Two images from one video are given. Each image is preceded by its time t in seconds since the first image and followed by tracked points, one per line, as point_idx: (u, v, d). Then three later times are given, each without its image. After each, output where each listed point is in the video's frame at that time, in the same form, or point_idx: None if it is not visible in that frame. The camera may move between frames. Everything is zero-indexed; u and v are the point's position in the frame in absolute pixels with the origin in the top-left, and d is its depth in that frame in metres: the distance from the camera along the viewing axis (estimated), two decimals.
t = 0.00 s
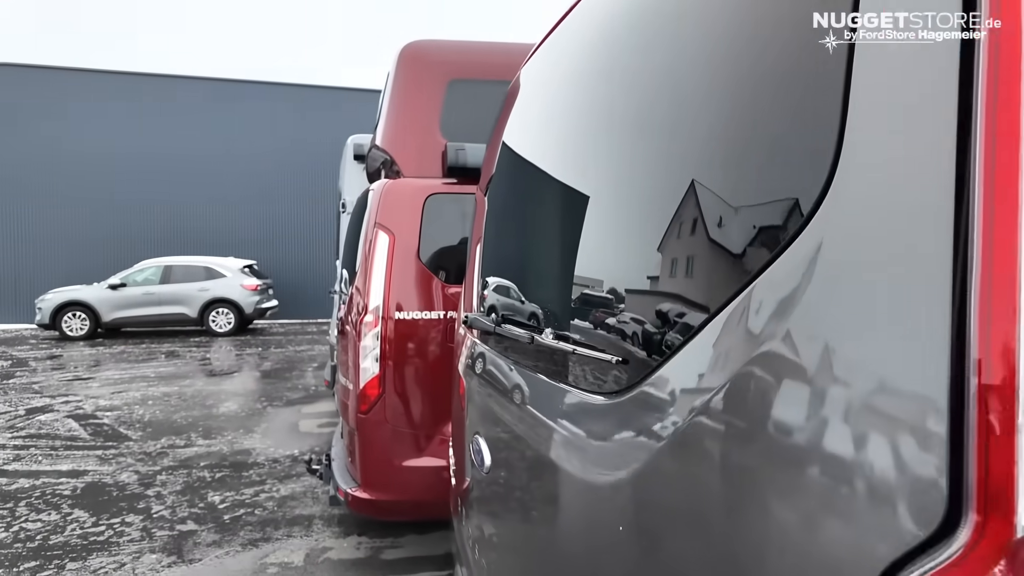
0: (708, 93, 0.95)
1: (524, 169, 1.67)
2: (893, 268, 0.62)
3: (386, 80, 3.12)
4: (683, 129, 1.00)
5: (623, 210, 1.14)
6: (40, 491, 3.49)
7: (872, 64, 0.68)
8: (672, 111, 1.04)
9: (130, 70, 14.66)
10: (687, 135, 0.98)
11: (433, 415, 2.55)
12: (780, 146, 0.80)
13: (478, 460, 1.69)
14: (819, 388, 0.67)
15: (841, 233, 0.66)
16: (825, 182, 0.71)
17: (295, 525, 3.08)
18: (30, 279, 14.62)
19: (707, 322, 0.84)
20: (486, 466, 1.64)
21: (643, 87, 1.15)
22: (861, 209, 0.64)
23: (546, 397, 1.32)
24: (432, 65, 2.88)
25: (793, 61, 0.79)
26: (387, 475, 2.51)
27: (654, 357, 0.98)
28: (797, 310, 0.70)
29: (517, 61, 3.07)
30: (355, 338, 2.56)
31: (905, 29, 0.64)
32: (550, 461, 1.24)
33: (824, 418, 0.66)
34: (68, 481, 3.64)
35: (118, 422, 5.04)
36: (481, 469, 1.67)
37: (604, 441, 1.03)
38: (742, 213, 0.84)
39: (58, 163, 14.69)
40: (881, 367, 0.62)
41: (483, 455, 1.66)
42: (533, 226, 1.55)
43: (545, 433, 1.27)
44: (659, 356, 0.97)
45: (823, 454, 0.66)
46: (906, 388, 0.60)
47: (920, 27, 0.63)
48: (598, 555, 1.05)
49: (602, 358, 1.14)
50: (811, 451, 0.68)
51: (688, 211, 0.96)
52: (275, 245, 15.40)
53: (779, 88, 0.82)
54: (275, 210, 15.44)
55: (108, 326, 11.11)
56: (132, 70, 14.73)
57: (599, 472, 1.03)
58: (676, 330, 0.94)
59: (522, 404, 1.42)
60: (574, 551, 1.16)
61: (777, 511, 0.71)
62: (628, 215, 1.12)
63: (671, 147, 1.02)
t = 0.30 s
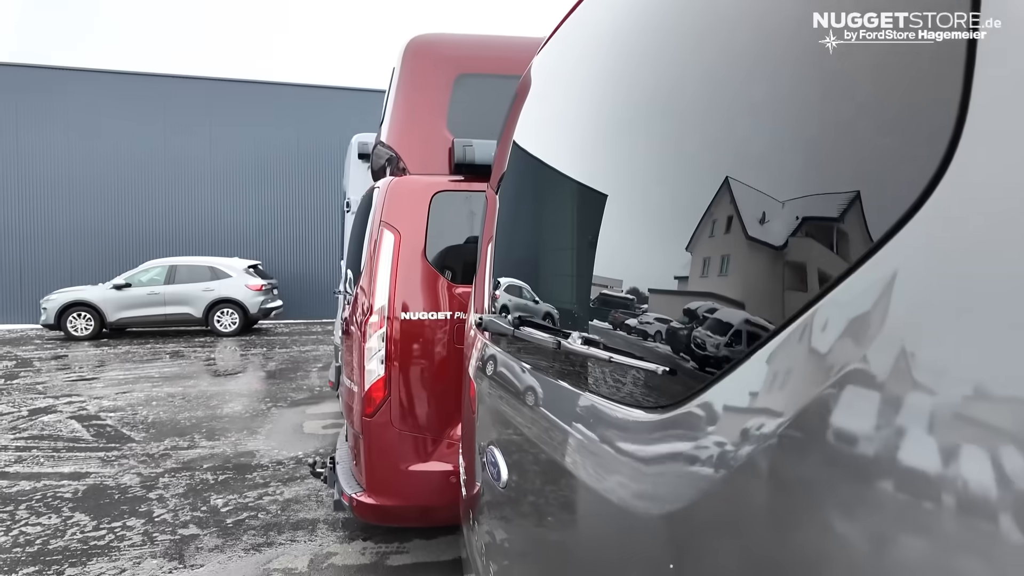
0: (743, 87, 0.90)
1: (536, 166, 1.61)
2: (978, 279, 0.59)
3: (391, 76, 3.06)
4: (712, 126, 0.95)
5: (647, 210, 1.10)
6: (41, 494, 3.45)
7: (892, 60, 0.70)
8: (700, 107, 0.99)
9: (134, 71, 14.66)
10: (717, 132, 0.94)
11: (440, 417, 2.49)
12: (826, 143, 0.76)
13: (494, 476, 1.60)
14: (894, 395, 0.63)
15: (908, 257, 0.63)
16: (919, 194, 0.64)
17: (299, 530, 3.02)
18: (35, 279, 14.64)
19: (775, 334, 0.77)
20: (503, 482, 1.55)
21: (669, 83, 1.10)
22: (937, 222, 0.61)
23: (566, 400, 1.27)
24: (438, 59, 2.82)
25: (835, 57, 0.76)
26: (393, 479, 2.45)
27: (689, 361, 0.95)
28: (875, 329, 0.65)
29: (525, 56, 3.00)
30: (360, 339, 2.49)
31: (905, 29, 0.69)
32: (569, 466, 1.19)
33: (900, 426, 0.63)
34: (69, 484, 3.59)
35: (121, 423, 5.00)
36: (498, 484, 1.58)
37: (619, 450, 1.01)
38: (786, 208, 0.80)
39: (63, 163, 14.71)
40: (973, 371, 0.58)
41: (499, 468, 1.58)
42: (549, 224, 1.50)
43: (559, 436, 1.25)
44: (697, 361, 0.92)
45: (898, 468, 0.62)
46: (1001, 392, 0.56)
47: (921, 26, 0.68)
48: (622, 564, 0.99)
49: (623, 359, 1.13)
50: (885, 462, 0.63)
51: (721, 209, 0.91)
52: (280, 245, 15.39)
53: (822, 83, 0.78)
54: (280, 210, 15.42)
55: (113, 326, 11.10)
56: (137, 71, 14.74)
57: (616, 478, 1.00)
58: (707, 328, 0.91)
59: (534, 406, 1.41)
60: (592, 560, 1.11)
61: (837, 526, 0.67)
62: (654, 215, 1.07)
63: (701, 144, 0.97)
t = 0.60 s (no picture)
0: (772, 88, 0.92)
1: (550, 162, 1.56)
2: None
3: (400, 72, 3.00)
4: (736, 126, 0.96)
5: (665, 212, 1.07)
6: (44, 496, 3.42)
7: (913, 59, 0.78)
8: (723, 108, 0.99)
9: (139, 71, 14.68)
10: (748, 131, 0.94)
11: (448, 420, 2.43)
12: (873, 142, 0.79)
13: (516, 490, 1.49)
14: (982, 410, 0.62)
15: (1005, 283, 0.61)
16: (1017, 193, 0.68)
17: (304, 534, 2.97)
18: (41, 280, 14.66)
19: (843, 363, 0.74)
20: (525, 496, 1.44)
21: (682, 85, 1.10)
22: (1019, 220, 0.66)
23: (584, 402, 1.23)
24: (447, 54, 2.76)
25: (867, 56, 0.82)
26: (401, 484, 2.40)
27: (716, 356, 0.97)
28: (967, 354, 0.63)
29: (534, 50, 2.94)
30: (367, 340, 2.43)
31: (905, 29, 0.79)
32: (588, 470, 1.15)
33: (985, 440, 0.61)
34: (72, 486, 3.56)
35: (125, 424, 4.97)
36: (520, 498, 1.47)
37: (639, 455, 1.00)
38: (834, 203, 0.82)
39: (69, 163, 14.73)
40: None
41: (520, 482, 1.47)
42: (566, 222, 1.44)
43: (577, 440, 1.20)
44: (727, 356, 0.95)
45: (982, 483, 0.61)
46: None
47: (921, 26, 0.78)
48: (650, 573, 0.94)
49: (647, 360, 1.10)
50: (966, 477, 0.62)
51: (757, 206, 0.91)
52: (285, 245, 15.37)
53: (861, 83, 0.82)
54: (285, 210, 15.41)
55: (118, 326, 11.09)
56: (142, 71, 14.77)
57: (637, 484, 0.98)
58: (739, 325, 0.93)
59: (550, 408, 1.35)
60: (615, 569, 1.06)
61: (903, 539, 0.66)
62: (676, 214, 1.05)
63: (727, 145, 0.97)
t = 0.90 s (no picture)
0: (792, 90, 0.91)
1: (572, 159, 1.47)
2: None
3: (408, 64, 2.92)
4: (759, 130, 0.95)
5: (697, 216, 1.04)
6: (45, 498, 3.35)
7: (920, 58, 0.79)
8: (743, 112, 0.98)
9: (143, 69, 14.64)
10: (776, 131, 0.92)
11: (458, 423, 2.35)
12: (925, 132, 0.77)
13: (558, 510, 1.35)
14: None
15: None
16: None
17: (311, 538, 2.90)
18: (45, 278, 14.61)
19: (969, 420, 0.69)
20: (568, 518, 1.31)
21: (693, 94, 1.09)
22: None
23: (610, 405, 1.18)
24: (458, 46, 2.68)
25: (880, 56, 0.83)
26: (411, 489, 2.31)
27: (758, 355, 0.96)
28: None
29: (545, 41, 2.86)
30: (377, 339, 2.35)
31: (905, 28, 0.82)
32: (619, 473, 1.12)
33: None
34: (74, 488, 3.48)
35: (128, 424, 4.90)
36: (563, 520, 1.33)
37: (669, 457, 1.00)
38: (902, 196, 0.78)
39: (73, 161, 14.68)
40: None
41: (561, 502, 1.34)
42: (592, 216, 1.36)
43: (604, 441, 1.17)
44: (769, 355, 0.93)
45: None
46: None
47: (920, 26, 0.81)
48: None
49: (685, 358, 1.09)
50: None
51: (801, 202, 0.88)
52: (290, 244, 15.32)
53: (884, 81, 0.82)
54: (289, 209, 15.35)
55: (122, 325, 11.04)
56: (145, 69, 14.73)
57: (671, 488, 0.98)
58: (786, 323, 0.91)
59: (576, 409, 1.29)
60: None
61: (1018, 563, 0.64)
62: (710, 215, 1.01)
63: (756, 146, 0.95)
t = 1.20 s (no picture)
0: (798, 98, 0.90)
1: (594, 159, 1.40)
2: None
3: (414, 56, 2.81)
4: (777, 137, 0.92)
5: (732, 226, 0.98)
6: (39, 505, 3.25)
7: (922, 59, 0.77)
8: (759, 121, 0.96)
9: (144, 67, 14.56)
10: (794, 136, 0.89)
11: (468, 431, 2.24)
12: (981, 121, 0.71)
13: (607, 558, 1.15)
14: None
15: None
16: None
17: (314, 547, 2.80)
18: (46, 278, 14.55)
19: None
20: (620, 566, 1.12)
21: (702, 107, 1.09)
22: None
23: (637, 410, 1.12)
24: (466, 36, 2.57)
25: (875, 58, 0.82)
26: (418, 500, 2.21)
27: (806, 358, 0.89)
28: None
29: (558, 29, 2.75)
30: (382, 343, 2.25)
31: (905, 29, 0.80)
32: (643, 483, 1.07)
33: None
34: (70, 494, 3.39)
35: (127, 426, 4.80)
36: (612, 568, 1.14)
37: (699, 462, 0.95)
38: (972, 190, 0.71)
39: (74, 160, 14.61)
40: None
41: (611, 549, 1.14)
42: (620, 213, 1.29)
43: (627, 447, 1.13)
44: (818, 358, 0.87)
45: None
46: None
47: (920, 26, 0.78)
48: None
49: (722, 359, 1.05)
50: None
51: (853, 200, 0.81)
52: (292, 243, 15.23)
53: (897, 82, 0.79)
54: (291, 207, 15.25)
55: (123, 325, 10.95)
56: (146, 66, 14.64)
57: (701, 497, 0.93)
58: (836, 327, 0.85)
59: (598, 414, 1.24)
60: None
61: None
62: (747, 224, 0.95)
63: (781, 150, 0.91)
